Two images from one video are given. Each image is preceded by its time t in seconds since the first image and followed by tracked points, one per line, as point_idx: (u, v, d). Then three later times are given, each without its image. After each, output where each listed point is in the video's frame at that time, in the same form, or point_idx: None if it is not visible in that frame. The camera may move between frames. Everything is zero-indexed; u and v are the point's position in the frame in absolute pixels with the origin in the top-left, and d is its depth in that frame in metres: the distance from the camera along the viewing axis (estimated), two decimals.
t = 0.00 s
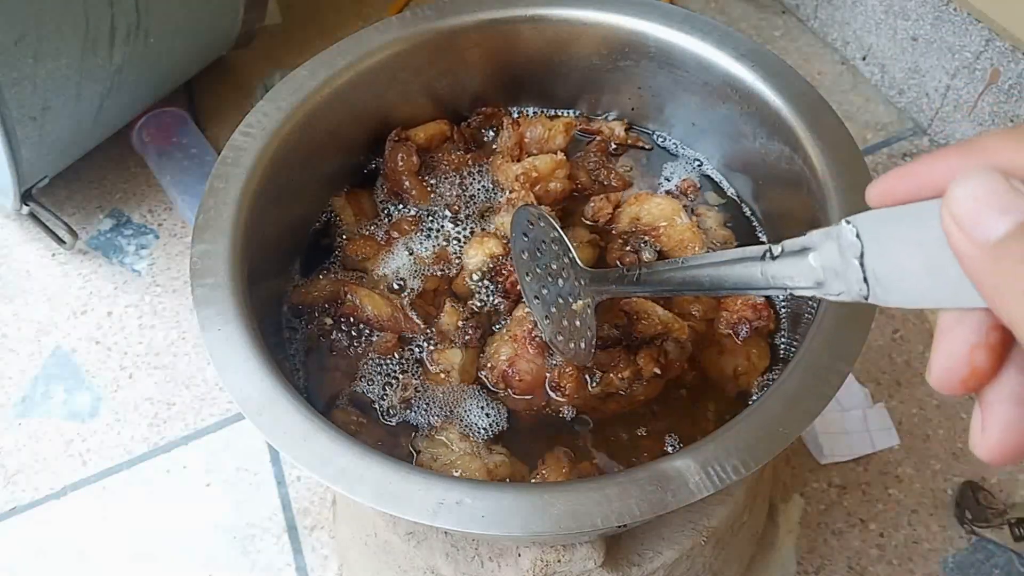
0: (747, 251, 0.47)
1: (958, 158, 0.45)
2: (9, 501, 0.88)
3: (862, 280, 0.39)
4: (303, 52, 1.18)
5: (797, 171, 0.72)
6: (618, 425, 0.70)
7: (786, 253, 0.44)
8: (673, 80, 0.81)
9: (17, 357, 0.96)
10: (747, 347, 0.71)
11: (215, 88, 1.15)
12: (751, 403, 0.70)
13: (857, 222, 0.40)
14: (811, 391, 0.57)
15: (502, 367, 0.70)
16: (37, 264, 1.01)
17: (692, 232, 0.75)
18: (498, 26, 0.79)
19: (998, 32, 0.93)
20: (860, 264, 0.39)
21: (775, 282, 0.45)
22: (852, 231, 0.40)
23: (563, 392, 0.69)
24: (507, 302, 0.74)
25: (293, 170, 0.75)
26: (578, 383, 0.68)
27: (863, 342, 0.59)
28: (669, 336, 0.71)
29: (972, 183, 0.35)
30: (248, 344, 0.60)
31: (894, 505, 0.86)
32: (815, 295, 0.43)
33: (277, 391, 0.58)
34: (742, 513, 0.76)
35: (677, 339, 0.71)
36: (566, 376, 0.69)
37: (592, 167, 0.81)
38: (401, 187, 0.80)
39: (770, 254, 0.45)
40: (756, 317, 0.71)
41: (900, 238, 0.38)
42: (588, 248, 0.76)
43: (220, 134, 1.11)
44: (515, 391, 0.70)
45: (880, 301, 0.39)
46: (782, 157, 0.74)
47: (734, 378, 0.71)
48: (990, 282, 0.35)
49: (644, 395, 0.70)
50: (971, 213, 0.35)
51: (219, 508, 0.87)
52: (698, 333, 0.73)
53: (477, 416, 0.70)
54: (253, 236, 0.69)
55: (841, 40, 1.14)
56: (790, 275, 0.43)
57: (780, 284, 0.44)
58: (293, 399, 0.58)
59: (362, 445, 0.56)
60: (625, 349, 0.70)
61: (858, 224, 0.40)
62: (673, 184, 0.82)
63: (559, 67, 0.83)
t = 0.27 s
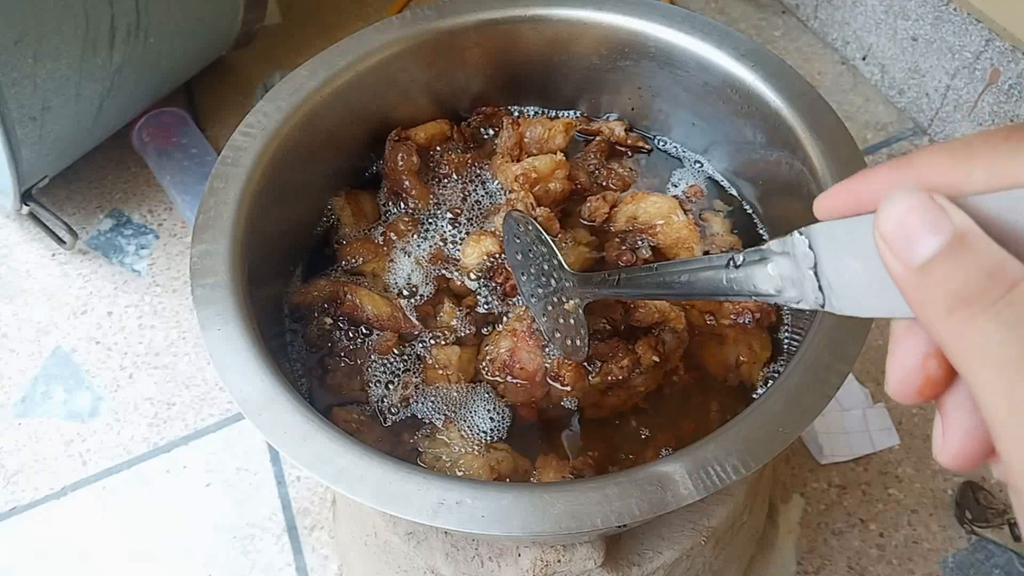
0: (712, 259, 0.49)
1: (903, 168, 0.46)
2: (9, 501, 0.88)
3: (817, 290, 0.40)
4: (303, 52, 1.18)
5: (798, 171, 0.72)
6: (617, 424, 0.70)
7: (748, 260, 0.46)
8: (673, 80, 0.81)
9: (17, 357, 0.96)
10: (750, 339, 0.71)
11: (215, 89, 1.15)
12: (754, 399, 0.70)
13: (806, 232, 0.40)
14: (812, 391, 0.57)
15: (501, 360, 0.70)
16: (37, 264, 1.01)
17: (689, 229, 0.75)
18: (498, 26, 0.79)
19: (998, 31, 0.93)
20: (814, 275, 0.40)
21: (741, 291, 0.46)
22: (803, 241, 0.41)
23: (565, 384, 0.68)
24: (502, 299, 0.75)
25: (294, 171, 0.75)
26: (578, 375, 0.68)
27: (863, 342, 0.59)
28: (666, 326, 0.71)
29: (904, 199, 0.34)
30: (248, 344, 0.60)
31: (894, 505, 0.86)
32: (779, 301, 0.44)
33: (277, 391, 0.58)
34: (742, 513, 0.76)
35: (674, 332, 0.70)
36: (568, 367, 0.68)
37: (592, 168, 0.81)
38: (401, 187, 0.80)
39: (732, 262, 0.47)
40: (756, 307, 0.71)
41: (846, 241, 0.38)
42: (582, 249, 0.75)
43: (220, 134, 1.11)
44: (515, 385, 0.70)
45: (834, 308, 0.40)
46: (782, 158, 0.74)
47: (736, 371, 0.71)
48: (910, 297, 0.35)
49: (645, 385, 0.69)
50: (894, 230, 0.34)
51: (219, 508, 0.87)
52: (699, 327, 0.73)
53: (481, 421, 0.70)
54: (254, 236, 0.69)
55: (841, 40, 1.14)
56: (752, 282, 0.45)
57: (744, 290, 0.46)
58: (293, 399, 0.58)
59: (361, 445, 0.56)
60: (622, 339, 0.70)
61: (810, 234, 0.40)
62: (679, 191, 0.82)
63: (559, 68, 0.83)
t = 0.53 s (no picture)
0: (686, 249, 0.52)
1: (880, 148, 0.48)
2: (8, 501, 0.88)
3: (800, 278, 0.43)
4: (303, 52, 1.18)
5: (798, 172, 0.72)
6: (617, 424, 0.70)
7: (723, 251, 0.49)
8: (673, 80, 0.81)
9: (17, 357, 0.96)
10: (750, 337, 0.71)
11: (215, 89, 1.15)
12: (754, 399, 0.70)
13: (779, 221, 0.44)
14: (812, 391, 0.57)
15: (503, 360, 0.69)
16: (37, 264, 1.01)
17: (688, 228, 0.75)
18: (498, 26, 0.79)
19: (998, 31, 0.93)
20: (791, 263, 0.43)
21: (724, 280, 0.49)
22: (777, 230, 0.44)
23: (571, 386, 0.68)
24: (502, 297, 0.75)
25: (293, 171, 0.75)
26: (587, 378, 0.68)
27: (863, 342, 0.59)
28: (671, 327, 0.71)
29: (884, 188, 0.35)
30: (248, 344, 0.60)
31: (894, 505, 0.86)
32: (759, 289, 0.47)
33: (277, 392, 0.58)
34: (742, 513, 0.76)
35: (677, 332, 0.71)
36: (575, 367, 0.68)
37: (592, 168, 0.81)
38: (401, 187, 0.80)
39: (709, 252, 0.50)
40: (757, 307, 0.71)
41: (824, 225, 0.41)
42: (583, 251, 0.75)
43: (220, 134, 1.11)
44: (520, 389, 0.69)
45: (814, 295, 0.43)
46: (783, 158, 0.75)
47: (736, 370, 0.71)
48: (890, 286, 0.37)
49: (650, 384, 0.70)
50: (876, 221, 0.36)
51: (219, 508, 0.87)
52: (699, 326, 0.73)
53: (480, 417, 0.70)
54: (253, 236, 0.69)
55: (841, 40, 1.14)
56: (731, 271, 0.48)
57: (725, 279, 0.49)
58: (293, 399, 0.58)
59: (361, 445, 0.56)
60: (626, 340, 0.71)
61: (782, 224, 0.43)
62: (678, 192, 0.82)
63: (559, 68, 0.83)
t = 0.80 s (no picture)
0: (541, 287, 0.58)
1: (675, 209, 0.51)
2: (9, 501, 0.88)
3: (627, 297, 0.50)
4: (303, 52, 1.18)
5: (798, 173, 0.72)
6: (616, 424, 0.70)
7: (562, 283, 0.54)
8: (673, 81, 0.81)
9: (17, 358, 0.96)
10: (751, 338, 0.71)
11: (216, 89, 1.15)
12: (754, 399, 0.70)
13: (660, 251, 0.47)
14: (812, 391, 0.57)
15: (511, 368, 0.68)
16: (37, 264, 1.01)
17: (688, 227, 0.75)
18: (498, 26, 0.79)
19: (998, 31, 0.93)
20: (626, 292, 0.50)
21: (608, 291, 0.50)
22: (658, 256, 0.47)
23: (583, 398, 0.68)
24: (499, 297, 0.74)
25: (294, 171, 0.75)
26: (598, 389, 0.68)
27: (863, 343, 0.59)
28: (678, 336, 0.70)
29: (683, 256, 0.44)
30: (247, 344, 0.60)
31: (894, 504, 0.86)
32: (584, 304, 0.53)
33: (277, 392, 0.58)
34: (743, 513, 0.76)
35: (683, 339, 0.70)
36: (587, 378, 0.68)
37: (592, 168, 0.81)
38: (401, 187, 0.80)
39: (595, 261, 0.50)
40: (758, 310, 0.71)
41: (638, 266, 0.48)
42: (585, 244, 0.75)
43: (220, 134, 1.11)
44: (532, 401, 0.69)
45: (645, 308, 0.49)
46: (783, 159, 0.75)
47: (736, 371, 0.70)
48: (710, 328, 0.45)
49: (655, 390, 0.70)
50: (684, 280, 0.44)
51: (219, 508, 0.87)
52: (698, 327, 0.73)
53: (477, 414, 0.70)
54: (254, 236, 0.69)
55: (841, 40, 1.14)
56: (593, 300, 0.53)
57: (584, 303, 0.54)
58: (292, 399, 0.58)
59: (360, 446, 0.56)
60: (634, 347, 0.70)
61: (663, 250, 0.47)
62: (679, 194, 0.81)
63: (559, 68, 0.83)
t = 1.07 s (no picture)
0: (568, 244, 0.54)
1: (702, 154, 0.55)
2: (9, 501, 0.88)
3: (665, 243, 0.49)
4: (303, 52, 1.18)
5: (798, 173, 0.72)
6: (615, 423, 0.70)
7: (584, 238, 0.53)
8: (673, 81, 0.81)
9: (18, 358, 0.96)
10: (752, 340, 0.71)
11: (215, 89, 1.15)
12: (754, 400, 0.70)
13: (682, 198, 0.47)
14: (812, 391, 0.57)
15: (519, 378, 0.68)
16: (37, 264, 1.01)
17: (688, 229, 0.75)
18: (498, 26, 0.79)
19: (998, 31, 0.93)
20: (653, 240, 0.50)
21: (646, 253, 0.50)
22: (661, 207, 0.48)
23: (595, 409, 0.68)
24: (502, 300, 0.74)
25: (293, 171, 0.75)
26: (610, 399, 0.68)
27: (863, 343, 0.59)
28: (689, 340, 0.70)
29: (709, 198, 0.43)
30: (247, 344, 0.60)
31: (894, 505, 0.86)
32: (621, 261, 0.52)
33: (277, 392, 0.58)
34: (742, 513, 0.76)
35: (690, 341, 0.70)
36: (599, 389, 0.67)
37: (593, 168, 0.81)
38: (401, 185, 0.80)
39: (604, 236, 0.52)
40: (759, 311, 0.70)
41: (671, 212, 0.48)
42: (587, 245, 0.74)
43: (220, 134, 1.11)
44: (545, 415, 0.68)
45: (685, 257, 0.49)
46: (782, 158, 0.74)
47: (737, 373, 0.70)
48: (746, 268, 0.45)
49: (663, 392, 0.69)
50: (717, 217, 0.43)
51: (219, 508, 0.87)
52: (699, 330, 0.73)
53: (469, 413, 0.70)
54: (253, 236, 0.69)
55: (841, 40, 1.14)
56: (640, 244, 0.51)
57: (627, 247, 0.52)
58: (292, 399, 0.58)
59: (361, 446, 0.56)
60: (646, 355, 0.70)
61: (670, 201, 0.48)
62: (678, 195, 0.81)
63: (559, 68, 0.83)
